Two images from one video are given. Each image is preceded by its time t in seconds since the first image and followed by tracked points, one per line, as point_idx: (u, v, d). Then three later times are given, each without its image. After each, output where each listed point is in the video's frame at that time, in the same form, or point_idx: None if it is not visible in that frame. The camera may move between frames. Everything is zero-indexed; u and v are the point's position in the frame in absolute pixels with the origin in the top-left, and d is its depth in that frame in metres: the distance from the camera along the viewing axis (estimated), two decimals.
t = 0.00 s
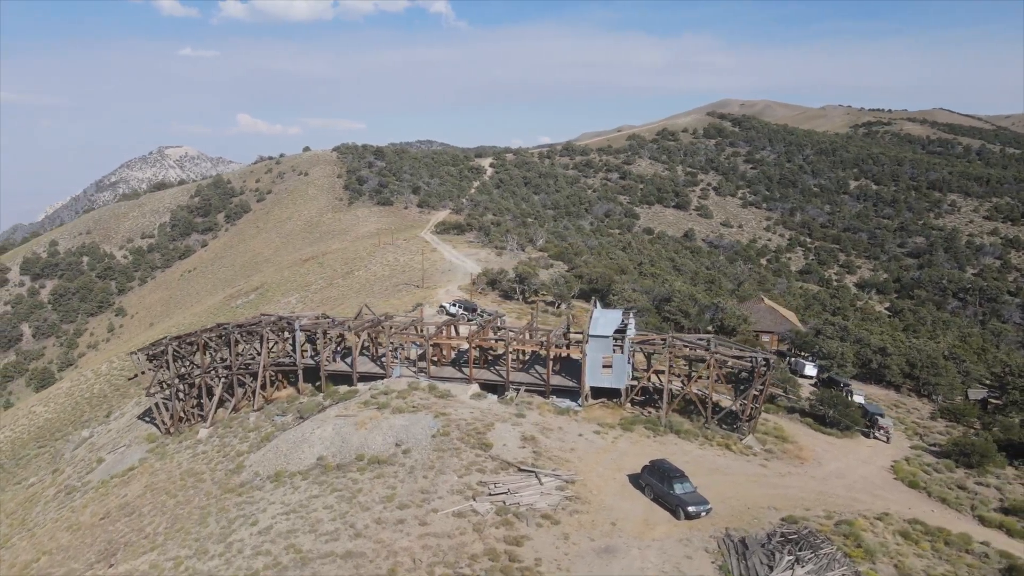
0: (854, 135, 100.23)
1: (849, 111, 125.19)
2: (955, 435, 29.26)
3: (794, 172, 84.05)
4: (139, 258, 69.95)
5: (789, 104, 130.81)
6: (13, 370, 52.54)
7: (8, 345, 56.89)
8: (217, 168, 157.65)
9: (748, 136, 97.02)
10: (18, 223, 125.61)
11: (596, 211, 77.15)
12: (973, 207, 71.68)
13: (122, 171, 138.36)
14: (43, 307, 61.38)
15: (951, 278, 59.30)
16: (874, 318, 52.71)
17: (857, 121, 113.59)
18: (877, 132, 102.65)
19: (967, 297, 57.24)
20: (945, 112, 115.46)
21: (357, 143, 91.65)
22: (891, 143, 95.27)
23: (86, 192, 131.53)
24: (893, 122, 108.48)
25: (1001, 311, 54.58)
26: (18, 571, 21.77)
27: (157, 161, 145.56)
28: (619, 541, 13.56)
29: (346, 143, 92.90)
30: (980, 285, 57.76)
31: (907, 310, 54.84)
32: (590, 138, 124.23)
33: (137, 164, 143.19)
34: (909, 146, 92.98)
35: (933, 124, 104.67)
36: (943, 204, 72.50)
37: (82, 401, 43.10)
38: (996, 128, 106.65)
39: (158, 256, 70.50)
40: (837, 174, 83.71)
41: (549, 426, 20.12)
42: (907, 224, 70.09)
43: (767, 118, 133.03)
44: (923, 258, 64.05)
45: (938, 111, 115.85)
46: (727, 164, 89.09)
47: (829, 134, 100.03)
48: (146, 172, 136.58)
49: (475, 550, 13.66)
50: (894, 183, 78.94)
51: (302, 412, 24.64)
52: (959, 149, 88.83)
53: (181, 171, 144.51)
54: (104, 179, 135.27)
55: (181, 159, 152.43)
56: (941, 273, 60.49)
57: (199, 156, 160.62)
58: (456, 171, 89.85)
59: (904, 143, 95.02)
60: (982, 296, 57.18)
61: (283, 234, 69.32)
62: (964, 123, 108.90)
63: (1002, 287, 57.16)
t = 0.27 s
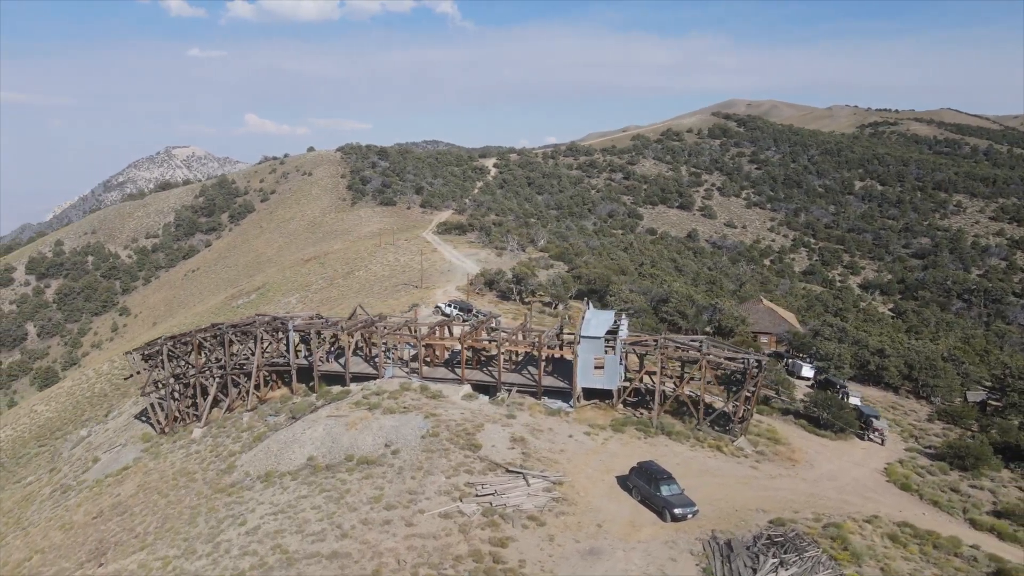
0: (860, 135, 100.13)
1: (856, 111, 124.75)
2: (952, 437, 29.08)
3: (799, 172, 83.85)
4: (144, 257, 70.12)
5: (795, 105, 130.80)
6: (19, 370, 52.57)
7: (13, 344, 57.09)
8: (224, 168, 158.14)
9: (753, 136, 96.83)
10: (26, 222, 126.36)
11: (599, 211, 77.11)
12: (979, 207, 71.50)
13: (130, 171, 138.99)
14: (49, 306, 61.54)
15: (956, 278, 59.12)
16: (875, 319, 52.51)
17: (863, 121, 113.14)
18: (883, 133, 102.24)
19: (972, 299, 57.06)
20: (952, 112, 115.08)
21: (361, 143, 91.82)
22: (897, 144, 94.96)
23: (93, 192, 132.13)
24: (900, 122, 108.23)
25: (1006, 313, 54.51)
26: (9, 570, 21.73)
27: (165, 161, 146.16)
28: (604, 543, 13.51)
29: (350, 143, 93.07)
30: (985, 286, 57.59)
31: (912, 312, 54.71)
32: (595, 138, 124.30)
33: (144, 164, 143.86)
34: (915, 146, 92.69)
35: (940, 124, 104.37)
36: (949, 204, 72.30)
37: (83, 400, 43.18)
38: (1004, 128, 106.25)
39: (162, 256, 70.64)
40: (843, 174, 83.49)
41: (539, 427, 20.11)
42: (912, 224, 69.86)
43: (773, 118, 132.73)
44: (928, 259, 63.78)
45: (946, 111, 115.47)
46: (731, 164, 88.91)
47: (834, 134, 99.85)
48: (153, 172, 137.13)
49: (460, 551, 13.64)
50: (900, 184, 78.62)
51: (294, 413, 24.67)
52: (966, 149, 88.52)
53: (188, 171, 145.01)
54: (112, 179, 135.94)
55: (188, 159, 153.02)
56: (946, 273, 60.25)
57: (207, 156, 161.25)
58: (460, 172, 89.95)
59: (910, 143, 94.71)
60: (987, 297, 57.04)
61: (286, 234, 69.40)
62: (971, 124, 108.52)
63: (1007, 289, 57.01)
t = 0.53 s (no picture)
0: (868, 135, 99.88)
1: (864, 112, 124.22)
2: (950, 439, 28.89)
3: (804, 173, 83.60)
4: (149, 257, 70.33)
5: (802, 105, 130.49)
6: (24, 368, 52.76)
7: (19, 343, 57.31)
8: (231, 168, 158.68)
9: (758, 136, 96.57)
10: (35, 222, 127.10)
11: (604, 211, 77.07)
12: (986, 208, 71.21)
13: (139, 171, 139.58)
14: (55, 305, 61.73)
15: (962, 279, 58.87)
16: (878, 321, 52.28)
17: (870, 121, 112.64)
18: (891, 134, 101.78)
19: (978, 300, 56.85)
20: (961, 112, 114.59)
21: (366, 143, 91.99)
22: (905, 144, 94.59)
23: (102, 192, 132.76)
24: (908, 122, 107.88)
25: (1012, 314, 54.35)
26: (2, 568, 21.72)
27: (173, 161, 146.74)
28: (590, 545, 13.46)
29: (355, 143, 93.25)
30: (991, 287, 57.37)
31: (916, 313, 54.45)
32: (601, 138, 124.26)
33: (153, 164, 144.46)
34: (923, 146, 92.31)
35: (948, 124, 103.94)
36: (956, 205, 72.01)
37: (86, 399, 43.26)
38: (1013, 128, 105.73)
39: (167, 256, 70.79)
40: (849, 174, 83.20)
41: (531, 428, 20.08)
42: (919, 225, 69.57)
43: (781, 119, 132.38)
44: (933, 260, 63.47)
45: (954, 111, 115.00)
46: (736, 164, 88.66)
47: (841, 134, 99.56)
48: (161, 172, 137.74)
49: (446, 552, 13.61)
50: (906, 184, 78.26)
51: (288, 413, 24.72)
52: (974, 150, 88.16)
53: (196, 171, 145.44)
54: (121, 179, 136.69)
55: (196, 159, 153.58)
56: (952, 274, 59.97)
57: (215, 156, 161.91)
58: (464, 172, 90.05)
59: (918, 143, 94.31)
60: (993, 299, 56.87)
61: (290, 234, 69.50)
62: (980, 124, 108.02)
63: (1014, 290, 56.79)
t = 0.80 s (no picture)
0: (878, 136, 99.38)
1: (874, 112, 123.45)
2: (952, 442, 28.64)
3: (812, 173, 83.20)
4: (157, 256, 70.64)
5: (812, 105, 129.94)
6: (33, 366, 53.07)
7: (28, 342, 57.66)
8: (241, 168, 159.38)
9: (766, 136, 96.16)
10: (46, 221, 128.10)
11: (610, 212, 76.96)
12: (996, 209, 70.69)
13: (150, 171, 140.47)
14: (63, 304, 62.07)
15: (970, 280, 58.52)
16: (884, 322, 51.93)
17: (880, 122, 111.93)
18: (900, 134, 101.12)
19: (987, 301, 56.50)
20: (973, 112, 113.83)
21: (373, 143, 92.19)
22: (915, 144, 94.02)
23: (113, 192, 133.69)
24: (919, 122, 107.27)
25: (1021, 316, 54.00)
26: None
27: (183, 161, 147.61)
28: (578, 546, 13.40)
29: (362, 143, 93.45)
30: (1001, 288, 56.99)
31: (923, 315, 54.07)
32: (608, 138, 124.08)
33: (164, 164, 145.39)
34: (934, 146, 91.70)
35: (959, 124, 103.20)
36: (965, 205, 71.52)
37: (90, 398, 43.48)
38: None
39: (175, 255, 71.09)
40: (857, 174, 82.75)
41: (525, 428, 20.06)
42: (927, 226, 69.10)
43: (790, 119, 131.78)
44: (942, 261, 62.99)
45: (966, 111, 114.28)
46: (744, 165, 88.31)
47: (850, 134, 99.06)
48: (172, 172, 138.59)
49: (434, 552, 13.58)
50: (915, 185, 77.73)
51: (284, 412, 24.77)
52: (986, 150, 87.54)
53: (206, 172, 146.15)
54: (132, 179, 137.70)
55: (207, 159, 154.42)
56: (960, 275, 59.57)
57: (225, 156, 162.75)
58: (471, 172, 90.15)
59: (929, 143, 93.67)
60: (1002, 300, 56.50)
61: (296, 234, 69.64)
62: (992, 124, 107.23)
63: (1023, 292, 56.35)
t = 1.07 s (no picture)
0: (889, 136, 98.80)
1: (886, 112, 122.53)
2: (955, 444, 28.34)
3: (821, 173, 82.71)
4: (165, 256, 70.99)
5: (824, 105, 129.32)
6: (42, 365, 53.51)
7: (38, 340, 58.11)
8: (252, 168, 160.09)
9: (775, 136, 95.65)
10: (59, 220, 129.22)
11: (617, 212, 76.80)
12: (1008, 209, 70.02)
13: (162, 171, 141.41)
14: (73, 303, 62.46)
15: (980, 282, 58.07)
16: (890, 323, 51.54)
17: (891, 122, 111.11)
18: (911, 134, 100.36)
19: (997, 302, 56.14)
20: (985, 112, 112.77)
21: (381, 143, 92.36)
22: (926, 144, 93.30)
23: (126, 192, 134.70)
24: (930, 122, 106.43)
25: None
26: None
27: (195, 161, 148.52)
28: (567, 546, 13.34)
29: (370, 143, 93.65)
30: (1011, 290, 56.56)
31: (932, 316, 53.61)
32: (617, 138, 123.87)
33: (177, 164, 146.36)
34: (945, 146, 90.95)
35: (971, 124, 102.28)
36: (976, 206, 70.92)
37: (96, 396, 43.66)
38: None
39: (183, 255, 71.46)
40: (867, 174, 82.17)
41: (519, 428, 20.01)
42: (937, 227, 68.54)
43: (801, 119, 131.01)
44: (952, 262, 62.42)
45: (978, 111, 113.26)
46: (752, 165, 87.91)
47: (860, 134, 98.42)
48: (184, 172, 139.46)
49: (423, 552, 13.55)
50: (926, 185, 77.12)
51: (281, 411, 24.80)
52: (998, 150, 86.74)
53: (218, 171, 146.85)
54: (144, 179, 138.78)
55: (218, 159, 155.21)
56: (970, 276, 59.10)
57: (236, 156, 163.54)
58: (478, 172, 90.17)
59: (940, 143, 92.93)
60: (1012, 302, 56.10)
61: (303, 233, 69.78)
62: (1005, 124, 106.12)
63: None
